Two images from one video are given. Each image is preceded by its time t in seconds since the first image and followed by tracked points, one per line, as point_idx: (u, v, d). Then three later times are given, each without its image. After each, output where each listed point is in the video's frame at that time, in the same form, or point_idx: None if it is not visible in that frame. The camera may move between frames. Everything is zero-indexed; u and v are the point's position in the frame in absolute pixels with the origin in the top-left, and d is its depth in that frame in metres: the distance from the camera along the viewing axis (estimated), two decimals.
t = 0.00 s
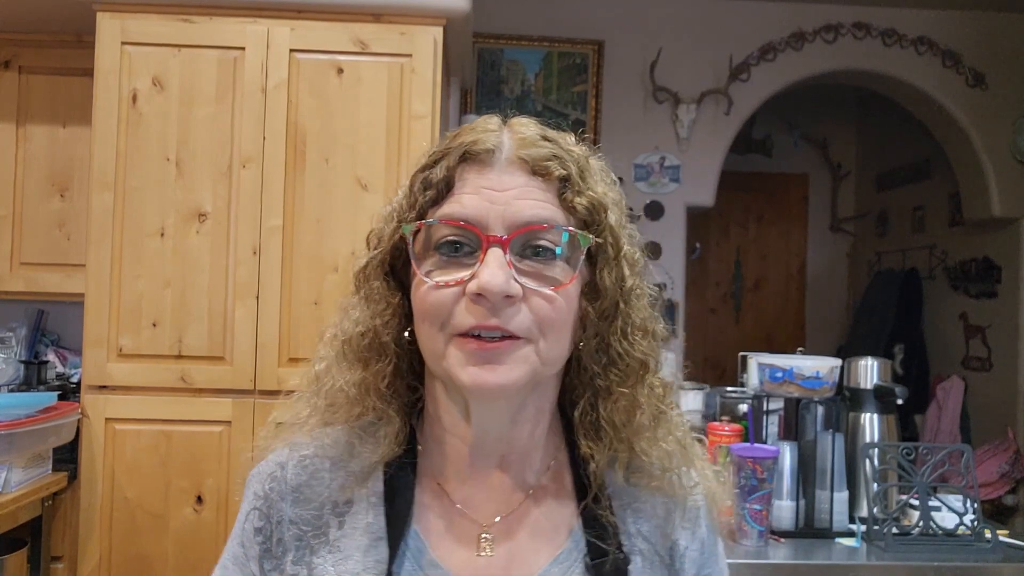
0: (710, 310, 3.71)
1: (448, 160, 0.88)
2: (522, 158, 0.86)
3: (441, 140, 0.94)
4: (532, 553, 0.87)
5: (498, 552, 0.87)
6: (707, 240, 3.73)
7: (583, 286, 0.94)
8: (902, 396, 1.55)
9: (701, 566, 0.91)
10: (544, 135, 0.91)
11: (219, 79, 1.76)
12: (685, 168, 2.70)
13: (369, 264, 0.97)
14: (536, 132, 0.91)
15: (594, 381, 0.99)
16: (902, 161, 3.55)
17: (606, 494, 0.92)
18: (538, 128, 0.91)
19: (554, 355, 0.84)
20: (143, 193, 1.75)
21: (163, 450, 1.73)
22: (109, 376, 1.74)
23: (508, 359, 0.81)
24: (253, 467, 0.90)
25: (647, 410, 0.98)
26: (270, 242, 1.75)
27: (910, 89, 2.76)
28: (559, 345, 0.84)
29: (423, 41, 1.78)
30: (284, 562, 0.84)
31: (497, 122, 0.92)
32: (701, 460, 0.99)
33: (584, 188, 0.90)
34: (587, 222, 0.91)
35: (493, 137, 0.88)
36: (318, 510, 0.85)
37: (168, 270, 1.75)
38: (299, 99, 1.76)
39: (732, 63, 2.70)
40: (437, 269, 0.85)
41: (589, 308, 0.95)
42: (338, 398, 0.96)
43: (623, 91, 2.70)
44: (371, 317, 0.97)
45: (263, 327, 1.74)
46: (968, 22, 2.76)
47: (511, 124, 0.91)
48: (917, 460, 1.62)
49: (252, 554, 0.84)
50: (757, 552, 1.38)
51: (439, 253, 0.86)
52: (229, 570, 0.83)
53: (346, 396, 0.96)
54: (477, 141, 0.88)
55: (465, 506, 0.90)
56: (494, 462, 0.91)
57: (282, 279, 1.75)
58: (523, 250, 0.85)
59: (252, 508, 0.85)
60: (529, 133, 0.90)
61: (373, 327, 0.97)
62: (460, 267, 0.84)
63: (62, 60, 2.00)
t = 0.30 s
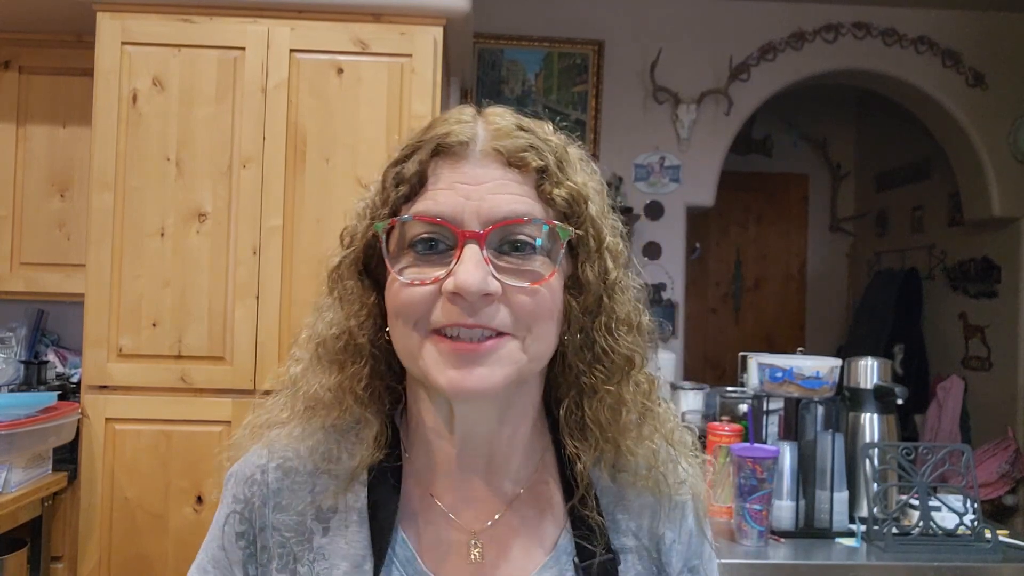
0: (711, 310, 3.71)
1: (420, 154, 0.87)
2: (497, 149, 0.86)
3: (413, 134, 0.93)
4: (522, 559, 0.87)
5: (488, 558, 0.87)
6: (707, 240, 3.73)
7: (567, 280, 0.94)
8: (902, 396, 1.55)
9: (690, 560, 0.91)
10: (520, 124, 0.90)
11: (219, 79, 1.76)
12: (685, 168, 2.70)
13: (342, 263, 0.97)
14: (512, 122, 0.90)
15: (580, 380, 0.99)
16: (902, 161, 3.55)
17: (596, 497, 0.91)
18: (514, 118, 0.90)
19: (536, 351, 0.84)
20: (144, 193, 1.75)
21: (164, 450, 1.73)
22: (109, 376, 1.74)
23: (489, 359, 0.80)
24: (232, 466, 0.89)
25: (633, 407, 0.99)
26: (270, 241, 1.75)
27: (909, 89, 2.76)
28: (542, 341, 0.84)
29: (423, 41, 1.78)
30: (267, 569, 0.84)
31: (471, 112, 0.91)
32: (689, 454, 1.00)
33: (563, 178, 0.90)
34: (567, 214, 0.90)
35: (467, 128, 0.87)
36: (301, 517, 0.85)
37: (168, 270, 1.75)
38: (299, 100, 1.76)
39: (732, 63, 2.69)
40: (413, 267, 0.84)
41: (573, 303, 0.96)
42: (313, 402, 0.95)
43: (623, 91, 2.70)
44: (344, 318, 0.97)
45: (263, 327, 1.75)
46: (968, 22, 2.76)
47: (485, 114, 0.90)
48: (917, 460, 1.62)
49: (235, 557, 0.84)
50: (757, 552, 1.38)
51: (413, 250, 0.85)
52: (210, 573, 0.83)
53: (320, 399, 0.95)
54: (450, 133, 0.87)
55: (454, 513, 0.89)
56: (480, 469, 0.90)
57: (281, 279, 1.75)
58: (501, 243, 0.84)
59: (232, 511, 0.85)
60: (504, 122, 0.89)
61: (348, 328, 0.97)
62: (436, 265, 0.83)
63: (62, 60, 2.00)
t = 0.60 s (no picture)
0: (710, 310, 3.71)
1: (420, 148, 0.86)
2: (502, 139, 0.84)
3: (412, 126, 0.92)
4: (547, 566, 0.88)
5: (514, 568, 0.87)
6: (707, 240, 3.73)
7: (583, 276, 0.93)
8: (902, 396, 1.55)
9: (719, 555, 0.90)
10: (524, 111, 0.89)
11: (219, 79, 1.76)
12: (685, 168, 2.70)
13: (342, 268, 0.96)
14: (517, 109, 0.88)
15: (600, 379, 0.98)
16: (902, 162, 3.54)
17: (619, 502, 0.91)
18: (518, 105, 0.88)
19: (553, 352, 0.83)
20: (144, 193, 1.75)
21: (163, 450, 1.73)
22: (109, 376, 1.74)
23: (504, 363, 0.80)
24: (239, 481, 0.88)
25: (656, 406, 0.98)
26: (270, 241, 1.75)
27: (910, 89, 2.76)
28: (558, 341, 0.83)
29: (423, 41, 1.78)
30: None
31: (473, 100, 0.89)
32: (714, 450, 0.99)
33: (573, 167, 0.88)
34: (579, 205, 0.89)
35: (469, 118, 0.86)
36: (316, 536, 0.84)
37: (168, 270, 1.75)
38: (299, 100, 1.76)
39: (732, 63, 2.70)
40: (422, 270, 0.83)
41: (592, 299, 0.94)
42: (319, 414, 0.93)
43: (623, 91, 2.70)
44: (347, 326, 0.96)
45: (263, 327, 1.74)
46: (968, 22, 2.76)
47: (488, 101, 0.89)
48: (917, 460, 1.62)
49: None
50: (757, 552, 1.38)
51: (419, 251, 0.84)
52: None
53: (326, 412, 0.93)
54: (452, 124, 0.85)
55: (475, 522, 0.90)
56: (500, 475, 0.90)
57: (282, 279, 1.75)
58: (510, 240, 0.83)
59: (243, 529, 0.85)
60: (508, 110, 0.88)
61: (352, 335, 0.96)
62: (445, 268, 0.83)
63: (61, 60, 2.00)
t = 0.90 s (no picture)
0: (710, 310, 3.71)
1: (439, 160, 0.84)
2: (527, 148, 0.82)
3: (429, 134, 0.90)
4: None
5: None
6: (707, 240, 3.73)
7: (616, 292, 0.91)
8: (902, 396, 1.55)
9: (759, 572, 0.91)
10: (550, 115, 0.87)
11: (219, 79, 1.76)
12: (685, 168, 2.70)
13: (364, 286, 0.95)
14: (542, 114, 0.86)
15: (636, 400, 0.97)
16: (902, 162, 3.54)
17: (658, 534, 0.90)
18: (543, 110, 0.86)
19: (583, 376, 0.82)
20: (144, 193, 1.75)
21: (163, 450, 1.73)
22: (109, 376, 1.74)
23: (534, 390, 0.78)
24: (256, 498, 0.88)
25: (695, 425, 0.96)
26: (270, 241, 1.75)
27: (910, 89, 2.76)
28: (589, 366, 0.82)
29: (423, 41, 1.78)
30: None
31: (494, 105, 0.87)
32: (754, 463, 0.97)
33: (604, 176, 0.86)
34: (612, 217, 0.87)
35: (492, 126, 0.84)
36: (340, 558, 0.85)
37: (168, 270, 1.75)
38: (299, 100, 1.76)
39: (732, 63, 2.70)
40: (447, 292, 0.82)
41: (625, 315, 0.92)
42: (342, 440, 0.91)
43: (624, 92, 2.70)
44: (370, 346, 0.95)
45: (263, 327, 1.74)
46: (968, 22, 2.76)
47: (510, 106, 0.87)
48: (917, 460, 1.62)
49: None
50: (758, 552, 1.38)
51: (444, 271, 0.82)
52: None
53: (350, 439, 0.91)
54: (473, 133, 0.83)
55: (506, 544, 0.89)
56: (532, 498, 0.89)
57: (282, 278, 1.75)
58: (538, 260, 0.81)
59: (262, 551, 0.85)
60: (532, 115, 0.85)
61: (375, 358, 0.94)
62: (470, 290, 0.81)
63: (62, 59, 2.00)
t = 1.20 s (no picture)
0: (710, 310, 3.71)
1: (481, 140, 0.84)
2: (567, 132, 0.82)
3: (472, 114, 0.90)
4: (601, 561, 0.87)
5: (566, 565, 0.86)
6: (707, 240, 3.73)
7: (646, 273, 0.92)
8: (902, 396, 1.55)
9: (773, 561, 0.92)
10: (591, 101, 0.87)
11: (219, 79, 1.75)
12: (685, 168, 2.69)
13: (400, 259, 0.96)
14: (582, 99, 0.86)
15: (660, 381, 0.98)
16: (902, 162, 3.55)
17: (678, 510, 0.90)
18: (584, 96, 0.87)
19: (612, 353, 0.83)
20: (143, 193, 1.75)
21: (163, 451, 1.73)
22: (109, 376, 1.74)
23: (564, 367, 0.79)
24: (286, 465, 0.88)
25: (717, 408, 0.98)
26: (270, 242, 1.75)
27: (910, 89, 2.76)
28: (618, 343, 0.83)
29: (423, 41, 1.78)
30: None
31: (535, 89, 0.87)
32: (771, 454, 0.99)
33: (641, 163, 0.87)
34: (646, 203, 0.88)
35: (533, 110, 0.84)
36: (365, 522, 0.83)
37: (168, 270, 1.75)
38: (299, 99, 1.76)
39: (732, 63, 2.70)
40: (482, 267, 0.83)
41: (653, 299, 0.93)
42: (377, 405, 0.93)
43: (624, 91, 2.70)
44: (405, 316, 0.96)
45: (263, 328, 1.74)
46: (967, 22, 2.76)
47: (551, 91, 0.87)
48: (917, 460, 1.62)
49: (290, 561, 0.83)
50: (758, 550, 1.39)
51: (479, 246, 0.84)
52: None
53: (386, 403, 0.93)
54: (515, 115, 0.84)
55: (529, 513, 0.89)
56: (556, 472, 0.89)
57: (282, 279, 1.75)
58: (573, 239, 0.82)
59: (288, 512, 0.84)
60: (573, 101, 0.86)
61: (411, 327, 0.95)
62: (505, 265, 0.82)
63: (62, 60, 2.00)
